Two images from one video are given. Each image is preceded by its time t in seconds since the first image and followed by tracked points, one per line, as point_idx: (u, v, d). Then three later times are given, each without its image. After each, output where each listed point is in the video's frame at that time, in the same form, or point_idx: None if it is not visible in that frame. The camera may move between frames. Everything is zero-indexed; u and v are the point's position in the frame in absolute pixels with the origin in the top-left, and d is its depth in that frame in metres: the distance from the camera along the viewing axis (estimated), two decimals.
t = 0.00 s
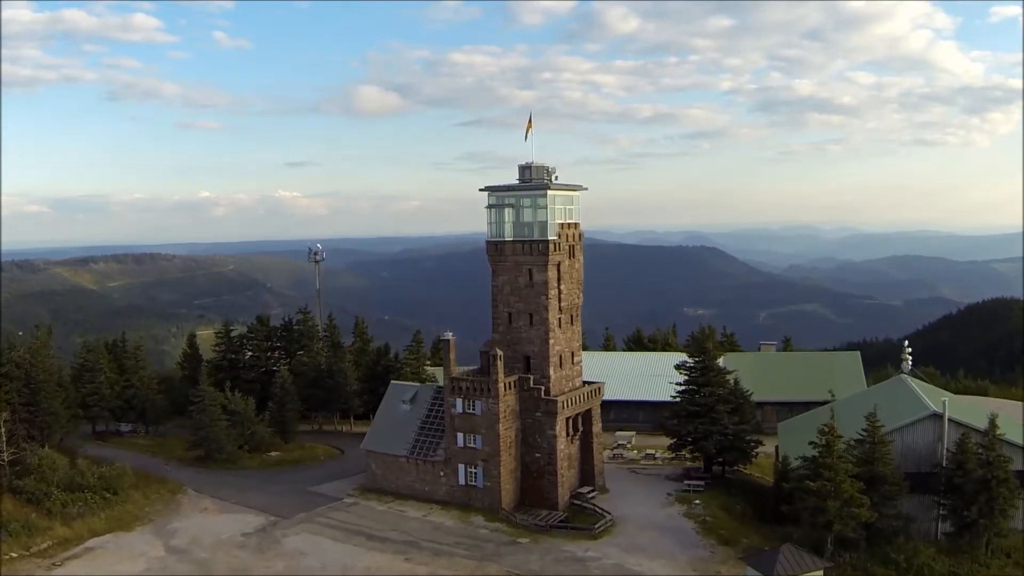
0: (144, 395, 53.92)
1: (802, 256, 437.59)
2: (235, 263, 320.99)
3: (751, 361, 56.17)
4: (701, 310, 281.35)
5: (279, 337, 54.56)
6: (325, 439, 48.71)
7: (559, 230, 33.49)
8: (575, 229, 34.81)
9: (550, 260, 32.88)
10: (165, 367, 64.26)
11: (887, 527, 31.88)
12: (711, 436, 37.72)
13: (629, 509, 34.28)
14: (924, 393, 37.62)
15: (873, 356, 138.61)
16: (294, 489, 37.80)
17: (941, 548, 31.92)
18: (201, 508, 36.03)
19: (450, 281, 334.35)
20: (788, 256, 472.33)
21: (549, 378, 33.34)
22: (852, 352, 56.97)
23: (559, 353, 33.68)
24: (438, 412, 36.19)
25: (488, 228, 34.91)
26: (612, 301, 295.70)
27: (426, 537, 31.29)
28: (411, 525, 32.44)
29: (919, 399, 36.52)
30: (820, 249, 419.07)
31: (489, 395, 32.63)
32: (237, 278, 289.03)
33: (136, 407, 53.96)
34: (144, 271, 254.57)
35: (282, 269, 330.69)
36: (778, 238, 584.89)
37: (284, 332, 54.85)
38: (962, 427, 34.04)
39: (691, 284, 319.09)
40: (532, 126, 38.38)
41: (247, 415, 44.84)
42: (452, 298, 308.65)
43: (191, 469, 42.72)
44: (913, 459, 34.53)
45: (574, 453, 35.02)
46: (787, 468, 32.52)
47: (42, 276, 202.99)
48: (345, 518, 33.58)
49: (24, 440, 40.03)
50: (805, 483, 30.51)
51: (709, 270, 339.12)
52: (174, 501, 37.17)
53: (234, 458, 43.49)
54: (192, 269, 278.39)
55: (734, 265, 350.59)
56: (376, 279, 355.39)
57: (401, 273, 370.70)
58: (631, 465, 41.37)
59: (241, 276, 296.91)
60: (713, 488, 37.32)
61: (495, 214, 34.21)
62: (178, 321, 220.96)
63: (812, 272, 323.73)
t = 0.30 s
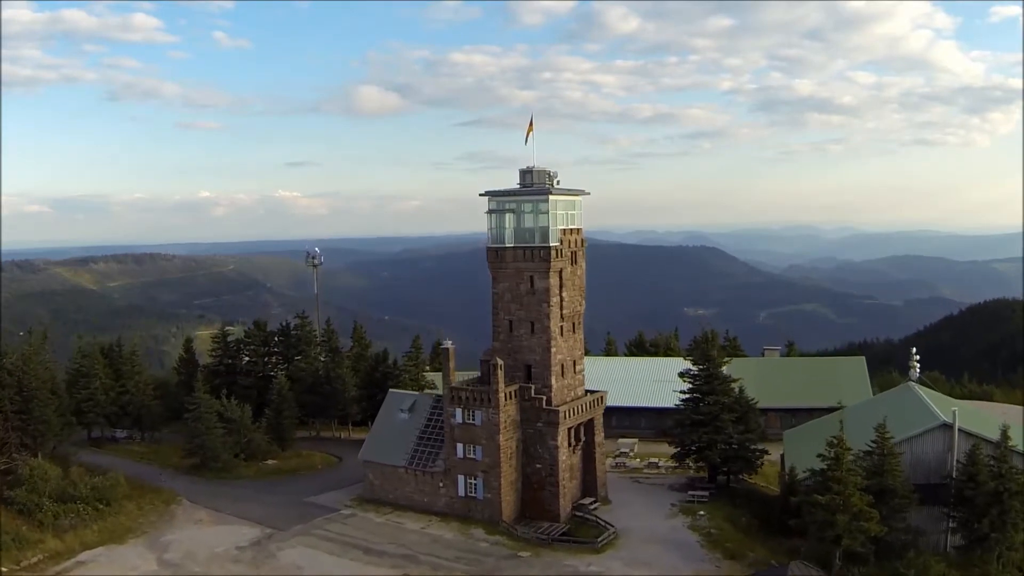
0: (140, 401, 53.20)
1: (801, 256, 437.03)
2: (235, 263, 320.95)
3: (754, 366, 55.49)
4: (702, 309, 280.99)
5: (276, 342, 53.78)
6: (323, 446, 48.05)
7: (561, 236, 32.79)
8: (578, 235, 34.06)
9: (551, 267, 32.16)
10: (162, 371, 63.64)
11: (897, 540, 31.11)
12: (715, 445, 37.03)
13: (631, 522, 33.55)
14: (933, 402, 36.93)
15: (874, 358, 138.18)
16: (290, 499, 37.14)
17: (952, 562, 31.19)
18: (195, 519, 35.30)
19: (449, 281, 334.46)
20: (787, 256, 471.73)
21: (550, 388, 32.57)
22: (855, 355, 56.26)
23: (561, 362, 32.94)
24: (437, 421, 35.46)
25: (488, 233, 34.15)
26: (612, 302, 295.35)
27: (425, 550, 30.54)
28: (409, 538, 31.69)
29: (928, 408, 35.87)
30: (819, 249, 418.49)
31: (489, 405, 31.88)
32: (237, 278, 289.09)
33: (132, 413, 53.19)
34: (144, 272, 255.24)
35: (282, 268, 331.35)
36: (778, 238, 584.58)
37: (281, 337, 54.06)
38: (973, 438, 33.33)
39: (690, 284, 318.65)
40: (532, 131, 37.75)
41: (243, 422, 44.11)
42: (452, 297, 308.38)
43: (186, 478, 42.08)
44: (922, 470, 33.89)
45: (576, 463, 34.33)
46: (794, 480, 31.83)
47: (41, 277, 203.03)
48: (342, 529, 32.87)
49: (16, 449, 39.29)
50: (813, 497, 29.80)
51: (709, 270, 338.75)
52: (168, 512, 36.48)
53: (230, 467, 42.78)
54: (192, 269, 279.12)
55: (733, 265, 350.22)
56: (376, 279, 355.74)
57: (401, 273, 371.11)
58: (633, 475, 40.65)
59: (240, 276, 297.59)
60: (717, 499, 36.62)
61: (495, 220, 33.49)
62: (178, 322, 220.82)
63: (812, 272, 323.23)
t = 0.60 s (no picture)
0: (135, 408, 52.40)
1: (802, 256, 436.35)
2: (235, 263, 320.32)
3: (758, 372, 54.77)
4: (702, 309, 280.40)
5: (273, 348, 53.03)
6: (320, 454, 47.33)
7: (563, 243, 31.97)
8: (580, 242, 33.23)
9: (553, 274, 31.28)
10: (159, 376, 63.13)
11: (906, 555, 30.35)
12: (720, 456, 36.28)
13: (635, 535, 32.79)
14: (944, 413, 36.20)
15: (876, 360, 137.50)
16: (286, 510, 36.38)
17: None
18: (189, 531, 34.54)
19: (449, 280, 333.87)
20: (789, 255, 470.92)
21: (552, 399, 31.80)
22: (859, 362, 55.52)
23: (563, 372, 32.14)
24: (435, 431, 34.67)
25: (488, 239, 33.31)
26: (613, 302, 294.64)
27: (423, 565, 29.77)
28: (407, 553, 30.93)
29: (939, 419, 35.11)
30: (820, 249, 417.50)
31: (489, 416, 31.10)
32: (237, 277, 288.62)
33: (127, 419, 52.40)
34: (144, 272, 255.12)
35: (282, 268, 331.01)
36: (779, 238, 583.60)
37: (278, 342, 53.35)
38: (984, 449, 32.61)
39: (691, 284, 317.92)
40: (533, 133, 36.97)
41: (238, 429, 43.40)
42: (453, 297, 307.87)
43: (181, 487, 41.34)
44: (932, 482, 33.11)
45: (578, 475, 33.59)
46: (802, 493, 31.08)
47: (40, 276, 202.43)
48: (338, 544, 32.09)
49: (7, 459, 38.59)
50: (822, 511, 29.06)
51: (709, 270, 338.25)
52: (161, 524, 35.72)
53: (226, 476, 42.09)
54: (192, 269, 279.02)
55: (734, 265, 349.42)
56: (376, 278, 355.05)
57: (401, 272, 370.48)
58: (637, 484, 39.89)
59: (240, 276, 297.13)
60: (723, 511, 35.85)
61: (496, 225, 32.68)
62: (178, 322, 220.27)
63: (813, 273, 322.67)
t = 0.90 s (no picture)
0: (130, 414, 51.70)
1: (802, 256, 435.91)
2: (235, 262, 320.18)
3: (763, 378, 54.20)
4: (703, 309, 280.08)
5: (271, 353, 52.29)
6: (318, 462, 46.66)
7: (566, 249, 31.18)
8: (583, 248, 32.43)
9: (555, 282, 30.52)
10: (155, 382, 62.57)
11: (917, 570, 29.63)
12: (726, 467, 35.57)
13: (638, 547, 32.06)
14: (955, 422, 35.52)
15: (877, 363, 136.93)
16: (282, 522, 35.69)
17: None
18: (183, 544, 33.81)
19: (449, 280, 333.70)
20: (789, 255, 470.62)
21: (554, 409, 31.04)
22: (866, 368, 54.88)
23: (565, 382, 31.38)
24: (435, 441, 33.91)
25: (488, 246, 32.57)
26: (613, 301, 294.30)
27: None
28: (405, 567, 30.22)
29: (949, 429, 34.41)
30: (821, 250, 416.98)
31: (489, 428, 30.37)
32: (237, 277, 288.56)
33: (122, 426, 51.69)
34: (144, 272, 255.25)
35: (282, 267, 331.02)
36: (780, 238, 583.15)
37: (276, 348, 52.63)
38: (995, 461, 31.93)
39: (691, 284, 317.45)
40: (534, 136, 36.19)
41: (234, 437, 42.72)
42: (453, 297, 307.31)
43: (175, 497, 40.65)
44: (943, 494, 32.41)
45: (581, 486, 32.85)
46: (810, 507, 30.37)
47: (40, 277, 202.55)
48: (336, 557, 31.37)
49: None
50: (830, 527, 28.42)
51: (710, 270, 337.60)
52: (155, 536, 35.01)
53: (222, 485, 41.44)
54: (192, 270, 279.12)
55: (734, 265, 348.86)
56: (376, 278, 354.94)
57: (401, 272, 370.31)
58: (639, 494, 39.25)
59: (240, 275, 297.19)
60: (729, 522, 35.17)
61: (497, 232, 31.92)
62: (178, 321, 220.54)
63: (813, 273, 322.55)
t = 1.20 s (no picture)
0: (126, 421, 50.99)
1: (803, 256, 435.37)
2: (235, 262, 320.67)
3: (767, 384, 53.55)
4: (703, 309, 279.54)
5: (269, 359, 51.68)
6: (316, 471, 46.00)
7: (568, 256, 30.44)
8: (586, 255, 31.66)
9: (557, 290, 29.84)
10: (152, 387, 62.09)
11: None
12: (730, 478, 34.93)
13: (642, 561, 31.39)
14: (964, 433, 34.82)
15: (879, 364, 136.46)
16: (278, 534, 35.03)
17: None
18: (177, 557, 33.10)
19: (449, 279, 333.33)
20: (790, 254, 470.03)
21: (556, 420, 30.33)
22: (873, 373, 54.04)
23: (567, 392, 30.67)
24: (435, 452, 33.15)
25: (489, 252, 31.78)
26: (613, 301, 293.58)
27: None
28: None
29: (958, 439, 33.77)
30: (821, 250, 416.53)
31: (490, 439, 29.67)
32: (237, 276, 288.88)
33: (118, 432, 50.91)
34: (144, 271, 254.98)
35: (282, 266, 330.50)
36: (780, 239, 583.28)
37: (274, 353, 51.98)
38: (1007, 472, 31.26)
39: (692, 284, 316.85)
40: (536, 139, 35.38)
41: (230, 445, 42.10)
42: (453, 296, 307.16)
43: (169, 507, 39.99)
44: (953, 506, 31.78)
45: (583, 498, 32.16)
46: (818, 520, 29.71)
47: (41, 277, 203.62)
48: (331, 571, 30.66)
49: None
50: (840, 542, 27.75)
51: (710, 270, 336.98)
52: (150, 548, 34.26)
53: (218, 495, 40.77)
54: (191, 270, 279.18)
55: (735, 265, 348.23)
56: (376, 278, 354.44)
57: (401, 272, 369.81)
58: (643, 505, 38.57)
59: (240, 275, 296.72)
60: (734, 534, 34.47)
61: (498, 238, 31.16)
62: (178, 322, 221.42)
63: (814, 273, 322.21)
